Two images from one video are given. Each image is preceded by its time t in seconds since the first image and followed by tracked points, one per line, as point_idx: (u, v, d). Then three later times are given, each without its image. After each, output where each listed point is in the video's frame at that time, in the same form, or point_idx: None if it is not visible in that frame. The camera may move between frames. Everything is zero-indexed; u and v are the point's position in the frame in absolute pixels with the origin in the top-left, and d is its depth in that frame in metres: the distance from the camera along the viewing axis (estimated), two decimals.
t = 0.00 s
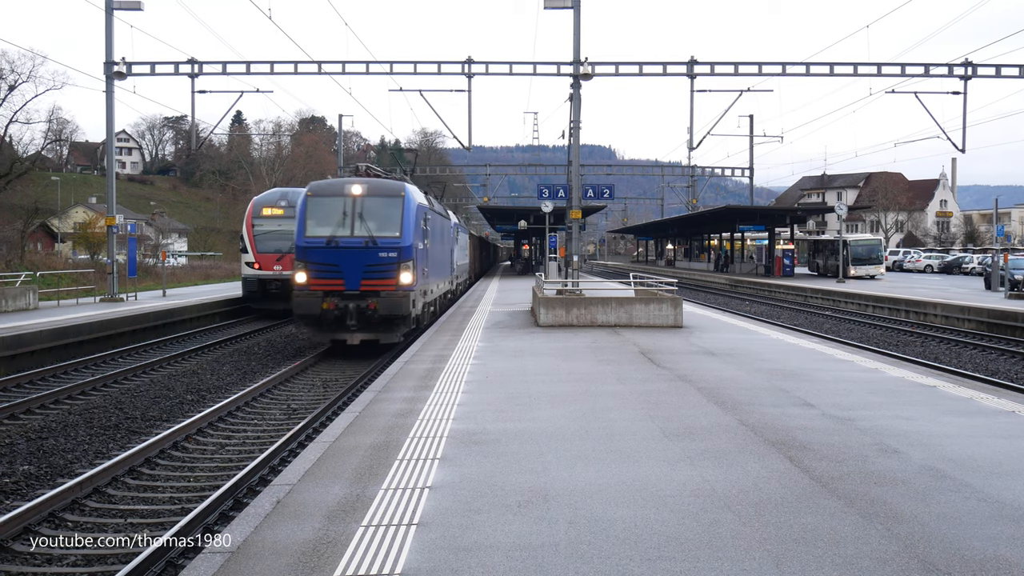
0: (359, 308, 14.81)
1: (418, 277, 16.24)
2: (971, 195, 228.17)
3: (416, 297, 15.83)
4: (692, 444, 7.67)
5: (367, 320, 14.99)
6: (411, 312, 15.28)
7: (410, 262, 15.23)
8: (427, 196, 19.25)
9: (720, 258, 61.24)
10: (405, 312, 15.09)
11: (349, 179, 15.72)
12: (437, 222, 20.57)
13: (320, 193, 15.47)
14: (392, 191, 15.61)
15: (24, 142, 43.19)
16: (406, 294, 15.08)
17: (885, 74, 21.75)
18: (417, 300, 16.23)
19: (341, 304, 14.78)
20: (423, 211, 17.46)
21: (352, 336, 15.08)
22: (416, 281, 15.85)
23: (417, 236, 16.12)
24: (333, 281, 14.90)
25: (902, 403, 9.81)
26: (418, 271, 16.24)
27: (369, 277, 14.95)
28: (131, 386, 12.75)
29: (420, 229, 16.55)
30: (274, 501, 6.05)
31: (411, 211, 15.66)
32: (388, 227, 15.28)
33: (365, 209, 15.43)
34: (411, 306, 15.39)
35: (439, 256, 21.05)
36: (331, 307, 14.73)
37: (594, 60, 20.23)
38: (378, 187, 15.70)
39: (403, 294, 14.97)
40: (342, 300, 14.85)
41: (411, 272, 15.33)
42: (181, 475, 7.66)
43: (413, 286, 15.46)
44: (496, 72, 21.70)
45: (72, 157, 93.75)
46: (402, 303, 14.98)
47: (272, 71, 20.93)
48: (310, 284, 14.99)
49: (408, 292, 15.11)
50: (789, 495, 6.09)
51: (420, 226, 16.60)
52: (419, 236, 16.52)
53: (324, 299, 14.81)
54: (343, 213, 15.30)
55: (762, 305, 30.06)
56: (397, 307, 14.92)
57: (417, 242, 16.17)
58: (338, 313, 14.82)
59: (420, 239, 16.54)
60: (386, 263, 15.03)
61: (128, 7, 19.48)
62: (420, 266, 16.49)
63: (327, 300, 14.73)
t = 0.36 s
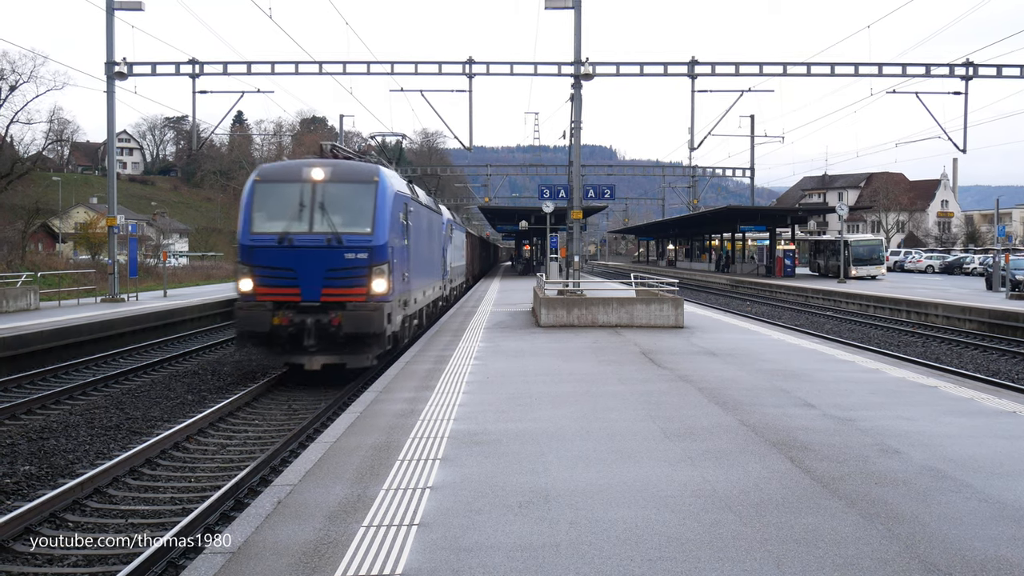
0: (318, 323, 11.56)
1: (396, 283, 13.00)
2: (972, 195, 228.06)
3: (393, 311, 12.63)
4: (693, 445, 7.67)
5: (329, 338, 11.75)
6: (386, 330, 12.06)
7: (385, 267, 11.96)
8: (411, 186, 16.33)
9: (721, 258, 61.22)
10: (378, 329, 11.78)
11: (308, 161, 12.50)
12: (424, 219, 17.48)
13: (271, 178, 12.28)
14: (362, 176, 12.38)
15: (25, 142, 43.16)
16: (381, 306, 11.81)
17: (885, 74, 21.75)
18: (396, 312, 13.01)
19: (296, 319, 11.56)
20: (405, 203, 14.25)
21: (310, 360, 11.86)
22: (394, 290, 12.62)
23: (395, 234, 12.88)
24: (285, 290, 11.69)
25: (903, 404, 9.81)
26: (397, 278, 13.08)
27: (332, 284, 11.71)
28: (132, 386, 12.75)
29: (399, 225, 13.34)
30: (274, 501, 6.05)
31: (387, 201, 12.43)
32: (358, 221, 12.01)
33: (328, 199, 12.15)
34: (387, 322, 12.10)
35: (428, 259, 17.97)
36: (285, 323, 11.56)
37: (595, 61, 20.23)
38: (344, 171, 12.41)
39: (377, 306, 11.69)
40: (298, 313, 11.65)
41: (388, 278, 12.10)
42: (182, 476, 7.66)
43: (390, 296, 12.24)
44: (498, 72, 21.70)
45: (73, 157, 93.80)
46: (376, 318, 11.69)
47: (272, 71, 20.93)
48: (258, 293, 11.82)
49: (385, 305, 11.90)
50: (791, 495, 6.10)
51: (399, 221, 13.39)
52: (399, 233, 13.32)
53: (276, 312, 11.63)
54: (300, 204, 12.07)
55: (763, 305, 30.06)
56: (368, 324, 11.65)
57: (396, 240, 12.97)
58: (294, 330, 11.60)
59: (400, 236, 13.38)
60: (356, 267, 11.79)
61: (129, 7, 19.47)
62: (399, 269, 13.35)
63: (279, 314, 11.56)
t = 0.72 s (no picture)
0: (248, 350, 8.59)
1: (362, 291, 9.97)
2: (972, 195, 227.97)
3: (355, 330, 9.55)
4: (693, 445, 7.67)
5: (261, 371, 8.76)
6: (339, 361, 8.93)
7: (340, 272, 8.81)
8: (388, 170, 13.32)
9: (722, 258, 61.22)
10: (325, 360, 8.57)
11: (238, 129, 9.33)
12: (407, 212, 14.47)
13: (188, 151, 9.12)
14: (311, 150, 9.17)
15: (26, 143, 43.14)
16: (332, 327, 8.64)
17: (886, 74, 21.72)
18: (360, 331, 9.93)
19: (216, 344, 8.58)
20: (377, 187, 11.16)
21: (239, 401, 8.91)
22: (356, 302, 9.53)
23: (358, 227, 9.73)
24: (205, 307, 8.68)
25: (904, 404, 9.80)
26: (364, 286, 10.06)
27: (267, 296, 8.63)
28: (132, 387, 12.73)
29: (366, 216, 10.26)
30: (275, 502, 6.05)
31: (346, 182, 9.27)
32: (304, 210, 8.85)
33: (263, 179, 8.99)
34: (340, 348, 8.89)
35: (411, 260, 14.97)
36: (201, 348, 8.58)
37: (596, 61, 20.21)
38: (286, 140, 9.19)
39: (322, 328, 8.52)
40: (219, 337, 8.65)
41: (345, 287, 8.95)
42: (182, 476, 7.67)
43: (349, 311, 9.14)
44: (498, 72, 21.70)
45: (73, 158, 93.83)
46: (321, 346, 8.51)
47: (273, 72, 20.91)
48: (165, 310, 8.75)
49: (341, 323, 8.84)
50: (791, 495, 6.10)
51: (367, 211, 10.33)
52: (365, 226, 10.25)
53: (188, 335, 8.62)
54: (226, 187, 8.94)
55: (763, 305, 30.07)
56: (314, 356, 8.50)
57: (360, 236, 9.89)
58: (213, 358, 8.63)
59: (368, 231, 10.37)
60: (300, 273, 8.68)
61: (130, 7, 19.45)
62: (366, 274, 10.31)
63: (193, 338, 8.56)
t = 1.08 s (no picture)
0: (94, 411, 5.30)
1: (290, 311, 6.68)
2: (972, 195, 228.01)
3: (278, 374, 6.35)
4: (693, 445, 7.68)
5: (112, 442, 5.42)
6: (243, 425, 5.72)
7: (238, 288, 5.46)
8: (352, 146, 10.20)
9: (722, 258, 61.25)
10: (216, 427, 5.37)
11: (94, 62, 5.95)
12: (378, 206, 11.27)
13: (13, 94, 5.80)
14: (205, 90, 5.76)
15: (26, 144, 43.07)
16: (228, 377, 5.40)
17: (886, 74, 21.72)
18: (285, 376, 6.62)
19: (42, 401, 5.31)
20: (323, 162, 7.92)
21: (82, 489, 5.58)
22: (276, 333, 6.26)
23: (282, 216, 6.42)
24: (26, 341, 5.37)
25: (903, 404, 9.82)
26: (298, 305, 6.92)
27: (122, 325, 5.33)
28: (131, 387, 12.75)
29: (297, 200, 6.88)
30: (276, 501, 6.06)
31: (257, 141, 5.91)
32: (187, 187, 5.50)
33: (124, 136, 5.66)
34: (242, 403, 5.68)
35: (383, 267, 11.83)
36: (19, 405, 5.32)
37: (597, 61, 20.23)
38: (166, 77, 5.85)
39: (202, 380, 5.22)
40: (45, 389, 5.35)
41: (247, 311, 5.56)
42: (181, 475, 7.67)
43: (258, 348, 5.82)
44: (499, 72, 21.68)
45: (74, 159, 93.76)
46: (196, 409, 5.25)
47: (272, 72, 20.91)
48: None
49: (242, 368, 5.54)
50: (791, 495, 6.11)
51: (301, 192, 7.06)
52: (298, 214, 6.96)
53: None
54: (64, 149, 5.60)
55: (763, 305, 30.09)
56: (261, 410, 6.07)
57: (287, 229, 6.59)
58: (37, 423, 5.32)
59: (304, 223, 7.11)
60: (171, 289, 5.31)
61: (131, 7, 19.45)
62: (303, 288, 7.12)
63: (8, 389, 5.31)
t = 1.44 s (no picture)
0: None
1: (181, 338, 4.46)
2: (972, 195, 227.99)
3: (168, 424, 4.33)
4: (693, 445, 7.68)
5: None
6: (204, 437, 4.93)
7: (43, 317, 3.08)
8: (313, 122, 8.16)
9: (722, 258, 61.25)
10: None
11: None
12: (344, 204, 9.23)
13: None
14: None
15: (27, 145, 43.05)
16: (75, 441, 3.33)
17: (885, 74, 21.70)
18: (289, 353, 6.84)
19: None
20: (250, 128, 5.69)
21: None
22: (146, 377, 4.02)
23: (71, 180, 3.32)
24: None
25: (903, 403, 9.82)
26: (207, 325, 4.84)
27: None
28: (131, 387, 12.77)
29: (88, 150, 3.46)
30: (276, 501, 6.05)
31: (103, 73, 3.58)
32: None
33: None
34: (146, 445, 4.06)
35: (351, 271, 9.72)
36: None
37: (597, 61, 20.22)
38: None
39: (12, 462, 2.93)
40: None
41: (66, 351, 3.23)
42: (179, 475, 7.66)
43: (102, 404, 3.54)
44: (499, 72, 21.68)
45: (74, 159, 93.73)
46: None
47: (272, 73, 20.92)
48: None
49: (88, 435, 3.45)
50: (791, 495, 6.10)
51: (210, 165, 4.87)
52: (204, 196, 4.77)
53: None
54: None
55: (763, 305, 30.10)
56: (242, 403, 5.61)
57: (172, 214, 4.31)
58: None
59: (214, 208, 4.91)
60: None
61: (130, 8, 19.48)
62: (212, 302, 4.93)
63: None
